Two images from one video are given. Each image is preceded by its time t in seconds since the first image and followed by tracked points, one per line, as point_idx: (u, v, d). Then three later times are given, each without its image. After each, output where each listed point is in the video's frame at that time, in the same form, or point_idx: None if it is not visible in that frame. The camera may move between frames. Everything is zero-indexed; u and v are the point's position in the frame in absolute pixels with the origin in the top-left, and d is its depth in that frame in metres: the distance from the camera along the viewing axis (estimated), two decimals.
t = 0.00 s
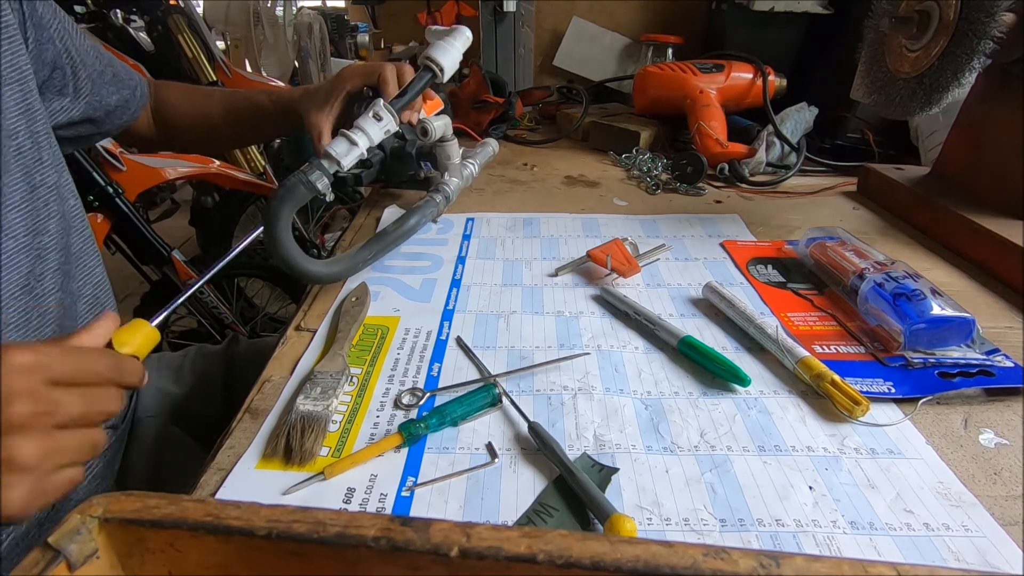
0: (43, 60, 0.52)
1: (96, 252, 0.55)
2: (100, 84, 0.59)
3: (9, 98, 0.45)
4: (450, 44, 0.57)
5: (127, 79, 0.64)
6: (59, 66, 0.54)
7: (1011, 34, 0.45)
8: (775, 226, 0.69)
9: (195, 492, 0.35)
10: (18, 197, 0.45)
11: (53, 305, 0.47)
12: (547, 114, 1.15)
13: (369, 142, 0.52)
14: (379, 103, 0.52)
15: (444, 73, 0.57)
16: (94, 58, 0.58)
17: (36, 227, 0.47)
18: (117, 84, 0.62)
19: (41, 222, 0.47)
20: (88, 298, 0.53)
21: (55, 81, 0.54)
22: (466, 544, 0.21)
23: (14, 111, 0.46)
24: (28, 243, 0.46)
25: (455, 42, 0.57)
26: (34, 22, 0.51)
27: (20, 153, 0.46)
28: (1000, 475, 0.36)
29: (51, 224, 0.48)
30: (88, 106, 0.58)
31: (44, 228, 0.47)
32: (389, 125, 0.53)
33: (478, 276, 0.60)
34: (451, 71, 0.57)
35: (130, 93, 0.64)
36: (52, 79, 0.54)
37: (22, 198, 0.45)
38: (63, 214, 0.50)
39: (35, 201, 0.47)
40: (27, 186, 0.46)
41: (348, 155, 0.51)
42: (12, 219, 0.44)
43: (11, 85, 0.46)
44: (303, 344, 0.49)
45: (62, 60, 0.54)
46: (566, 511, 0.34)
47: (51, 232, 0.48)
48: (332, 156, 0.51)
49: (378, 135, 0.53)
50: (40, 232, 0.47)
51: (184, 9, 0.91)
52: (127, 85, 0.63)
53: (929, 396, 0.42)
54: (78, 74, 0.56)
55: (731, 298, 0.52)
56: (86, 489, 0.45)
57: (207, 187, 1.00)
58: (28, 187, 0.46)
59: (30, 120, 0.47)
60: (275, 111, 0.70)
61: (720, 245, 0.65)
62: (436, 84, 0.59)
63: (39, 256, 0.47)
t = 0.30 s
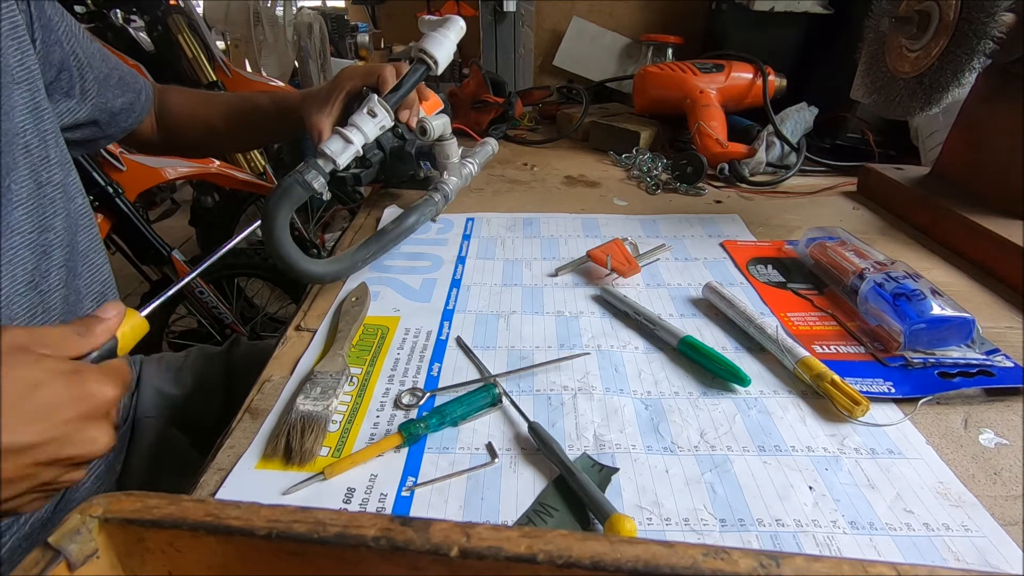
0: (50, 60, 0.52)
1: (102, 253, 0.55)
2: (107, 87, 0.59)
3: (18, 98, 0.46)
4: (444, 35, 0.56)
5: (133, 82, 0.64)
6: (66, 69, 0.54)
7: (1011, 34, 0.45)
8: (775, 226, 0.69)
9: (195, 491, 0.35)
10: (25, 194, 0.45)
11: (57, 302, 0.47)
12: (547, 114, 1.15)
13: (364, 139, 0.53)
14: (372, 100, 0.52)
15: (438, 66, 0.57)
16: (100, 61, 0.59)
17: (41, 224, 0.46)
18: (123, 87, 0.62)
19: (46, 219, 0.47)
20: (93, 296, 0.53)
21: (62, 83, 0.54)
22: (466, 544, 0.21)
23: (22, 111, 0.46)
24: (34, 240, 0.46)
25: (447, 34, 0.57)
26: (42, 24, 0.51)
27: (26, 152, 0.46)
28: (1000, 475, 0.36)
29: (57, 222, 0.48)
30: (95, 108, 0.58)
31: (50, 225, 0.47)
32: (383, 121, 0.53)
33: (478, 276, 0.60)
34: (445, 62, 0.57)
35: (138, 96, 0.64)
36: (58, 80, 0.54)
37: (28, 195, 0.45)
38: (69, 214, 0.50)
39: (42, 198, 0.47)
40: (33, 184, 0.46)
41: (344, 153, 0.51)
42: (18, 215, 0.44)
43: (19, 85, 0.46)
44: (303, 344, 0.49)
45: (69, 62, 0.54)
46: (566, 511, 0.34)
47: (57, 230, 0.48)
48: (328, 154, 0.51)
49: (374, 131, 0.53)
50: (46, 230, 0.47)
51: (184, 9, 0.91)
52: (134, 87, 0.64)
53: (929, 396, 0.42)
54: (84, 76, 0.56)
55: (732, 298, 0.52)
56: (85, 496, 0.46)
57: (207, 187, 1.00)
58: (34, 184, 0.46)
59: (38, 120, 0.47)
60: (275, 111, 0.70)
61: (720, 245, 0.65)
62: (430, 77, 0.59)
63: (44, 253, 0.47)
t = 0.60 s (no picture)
0: (44, 57, 0.52)
1: (99, 252, 0.55)
2: (103, 83, 0.59)
3: (13, 96, 0.45)
4: (438, 32, 0.56)
5: (130, 79, 0.64)
6: (62, 65, 0.54)
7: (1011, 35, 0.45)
8: (775, 226, 0.69)
9: (195, 491, 0.35)
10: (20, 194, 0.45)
11: (54, 303, 0.47)
12: (547, 114, 1.15)
13: (362, 136, 0.52)
14: (371, 97, 0.52)
15: (433, 63, 0.57)
16: (95, 56, 0.58)
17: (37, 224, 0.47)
18: (118, 83, 0.61)
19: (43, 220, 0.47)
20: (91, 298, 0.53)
21: (58, 80, 0.54)
22: (466, 544, 0.21)
23: (17, 109, 0.46)
24: (30, 240, 0.46)
25: (442, 33, 0.56)
26: (38, 21, 0.51)
27: (22, 152, 0.46)
28: (1001, 475, 0.36)
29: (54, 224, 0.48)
30: (91, 105, 0.58)
31: (47, 225, 0.47)
32: (382, 116, 0.53)
33: (478, 276, 0.60)
34: (440, 60, 0.57)
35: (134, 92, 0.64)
36: (53, 78, 0.54)
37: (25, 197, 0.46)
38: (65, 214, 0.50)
39: (38, 198, 0.47)
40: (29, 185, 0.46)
41: (342, 149, 0.51)
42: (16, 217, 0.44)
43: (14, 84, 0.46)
44: (303, 344, 0.49)
45: (63, 60, 0.54)
46: (566, 511, 0.34)
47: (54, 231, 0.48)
48: (327, 150, 0.51)
49: (372, 128, 0.53)
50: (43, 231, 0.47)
51: (184, 9, 0.91)
52: (129, 83, 0.63)
53: (929, 396, 0.42)
54: (79, 73, 0.56)
55: (732, 298, 0.52)
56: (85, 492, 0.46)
57: (207, 187, 1.00)
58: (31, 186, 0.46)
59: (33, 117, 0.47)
60: (274, 112, 0.70)
61: (720, 245, 0.65)
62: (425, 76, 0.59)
63: (41, 253, 0.46)
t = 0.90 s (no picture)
0: (15, 48, 0.51)
1: (92, 252, 0.55)
2: (74, 73, 0.59)
3: None
4: (450, 29, 0.57)
5: (99, 67, 0.63)
6: (32, 58, 0.53)
7: (1011, 35, 0.45)
8: (775, 226, 0.69)
9: (195, 492, 0.35)
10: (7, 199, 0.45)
11: (48, 312, 0.47)
12: (547, 114, 1.15)
13: (378, 134, 0.52)
14: (386, 95, 0.52)
15: (446, 60, 0.57)
16: (64, 45, 0.58)
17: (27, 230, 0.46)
18: (91, 72, 0.61)
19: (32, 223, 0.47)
20: (87, 299, 0.53)
21: (30, 73, 0.54)
22: (466, 544, 0.21)
23: None
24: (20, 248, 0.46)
25: (454, 28, 0.57)
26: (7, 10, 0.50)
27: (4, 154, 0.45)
28: (1001, 475, 0.36)
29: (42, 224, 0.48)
30: (63, 97, 0.58)
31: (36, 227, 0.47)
32: (395, 114, 0.53)
33: (478, 276, 0.60)
34: (452, 56, 0.57)
35: (103, 81, 0.63)
36: (26, 70, 0.53)
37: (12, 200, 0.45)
38: (55, 212, 0.50)
39: (24, 202, 0.47)
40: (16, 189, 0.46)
41: (359, 148, 0.51)
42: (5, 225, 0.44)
43: None
44: (304, 344, 0.49)
45: (35, 50, 0.54)
46: (566, 511, 0.34)
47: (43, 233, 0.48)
48: (343, 149, 0.51)
49: (387, 126, 0.53)
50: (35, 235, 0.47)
51: (184, 9, 0.90)
52: (97, 69, 0.63)
53: (929, 396, 0.42)
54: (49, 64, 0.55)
55: (732, 298, 0.52)
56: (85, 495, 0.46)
57: (207, 187, 1.00)
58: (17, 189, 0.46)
59: (17, 114, 0.46)
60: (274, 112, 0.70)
61: (720, 245, 0.65)
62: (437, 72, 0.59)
63: (29, 263, 0.46)
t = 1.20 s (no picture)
0: (23, 52, 0.52)
1: (96, 256, 0.55)
2: (79, 79, 0.59)
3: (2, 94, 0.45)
4: (453, 32, 0.57)
5: (105, 74, 0.63)
6: (40, 62, 0.54)
7: (1011, 35, 0.45)
8: (775, 226, 0.69)
9: (196, 491, 0.35)
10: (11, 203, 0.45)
11: (53, 315, 0.47)
12: (547, 114, 1.15)
13: (384, 140, 0.52)
14: (391, 101, 0.52)
15: (450, 63, 0.57)
16: (70, 51, 0.58)
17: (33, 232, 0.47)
18: (96, 79, 0.61)
19: (38, 226, 0.47)
20: (91, 303, 0.53)
21: (38, 77, 0.54)
22: (466, 544, 0.21)
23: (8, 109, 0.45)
24: (25, 250, 0.46)
25: (458, 32, 0.57)
26: (15, 14, 0.51)
27: (12, 157, 0.46)
28: (1001, 475, 0.36)
29: (49, 227, 0.48)
30: (70, 103, 0.58)
31: (42, 230, 0.47)
32: (401, 119, 0.53)
33: (478, 276, 0.60)
34: (456, 60, 0.58)
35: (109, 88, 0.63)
36: (34, 74, 0.54)
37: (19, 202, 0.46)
38: (62, 216, 0.50)
39: (31, 205, 0.47)
40: (21, 191, 0.46)
41: (367, 156, 0.51)
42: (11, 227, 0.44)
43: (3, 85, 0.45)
44: (304, 344, 0.49)
45: (42, 55, 0.54)
46: (566, 511, 0.34)
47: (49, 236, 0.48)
48: (351, 157, 0.50)
49: (393, 132, 0.53)
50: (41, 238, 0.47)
51: (184, 9, 0.90)
52: (103, 76, 0.62)
53: (929, 396, 0.42)
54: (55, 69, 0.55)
55: (732, 298, 0.52)
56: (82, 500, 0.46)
57: (207, 187, 1.00)
58: (23, 190, 0.46)
59: (25, 118, 0.47)
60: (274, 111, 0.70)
61: (720, 245, 0.65)
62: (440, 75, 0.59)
63: (36, 266, 0.46)
